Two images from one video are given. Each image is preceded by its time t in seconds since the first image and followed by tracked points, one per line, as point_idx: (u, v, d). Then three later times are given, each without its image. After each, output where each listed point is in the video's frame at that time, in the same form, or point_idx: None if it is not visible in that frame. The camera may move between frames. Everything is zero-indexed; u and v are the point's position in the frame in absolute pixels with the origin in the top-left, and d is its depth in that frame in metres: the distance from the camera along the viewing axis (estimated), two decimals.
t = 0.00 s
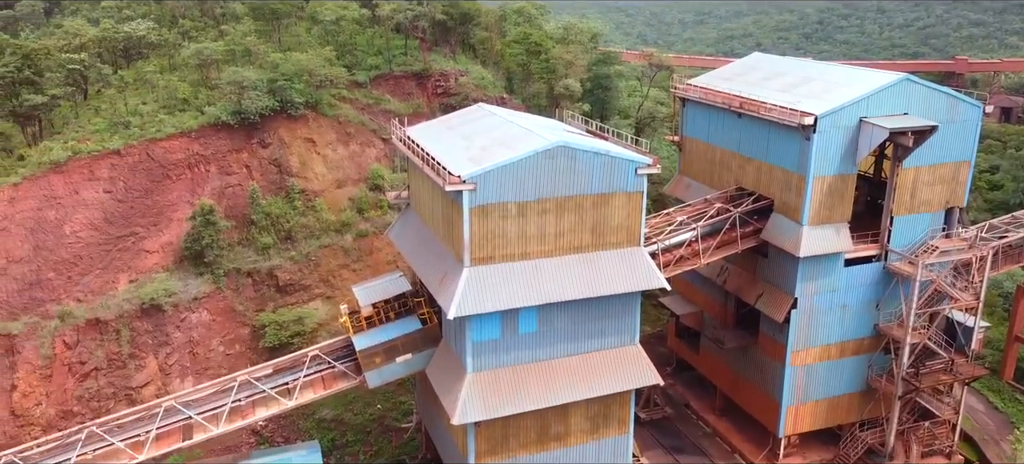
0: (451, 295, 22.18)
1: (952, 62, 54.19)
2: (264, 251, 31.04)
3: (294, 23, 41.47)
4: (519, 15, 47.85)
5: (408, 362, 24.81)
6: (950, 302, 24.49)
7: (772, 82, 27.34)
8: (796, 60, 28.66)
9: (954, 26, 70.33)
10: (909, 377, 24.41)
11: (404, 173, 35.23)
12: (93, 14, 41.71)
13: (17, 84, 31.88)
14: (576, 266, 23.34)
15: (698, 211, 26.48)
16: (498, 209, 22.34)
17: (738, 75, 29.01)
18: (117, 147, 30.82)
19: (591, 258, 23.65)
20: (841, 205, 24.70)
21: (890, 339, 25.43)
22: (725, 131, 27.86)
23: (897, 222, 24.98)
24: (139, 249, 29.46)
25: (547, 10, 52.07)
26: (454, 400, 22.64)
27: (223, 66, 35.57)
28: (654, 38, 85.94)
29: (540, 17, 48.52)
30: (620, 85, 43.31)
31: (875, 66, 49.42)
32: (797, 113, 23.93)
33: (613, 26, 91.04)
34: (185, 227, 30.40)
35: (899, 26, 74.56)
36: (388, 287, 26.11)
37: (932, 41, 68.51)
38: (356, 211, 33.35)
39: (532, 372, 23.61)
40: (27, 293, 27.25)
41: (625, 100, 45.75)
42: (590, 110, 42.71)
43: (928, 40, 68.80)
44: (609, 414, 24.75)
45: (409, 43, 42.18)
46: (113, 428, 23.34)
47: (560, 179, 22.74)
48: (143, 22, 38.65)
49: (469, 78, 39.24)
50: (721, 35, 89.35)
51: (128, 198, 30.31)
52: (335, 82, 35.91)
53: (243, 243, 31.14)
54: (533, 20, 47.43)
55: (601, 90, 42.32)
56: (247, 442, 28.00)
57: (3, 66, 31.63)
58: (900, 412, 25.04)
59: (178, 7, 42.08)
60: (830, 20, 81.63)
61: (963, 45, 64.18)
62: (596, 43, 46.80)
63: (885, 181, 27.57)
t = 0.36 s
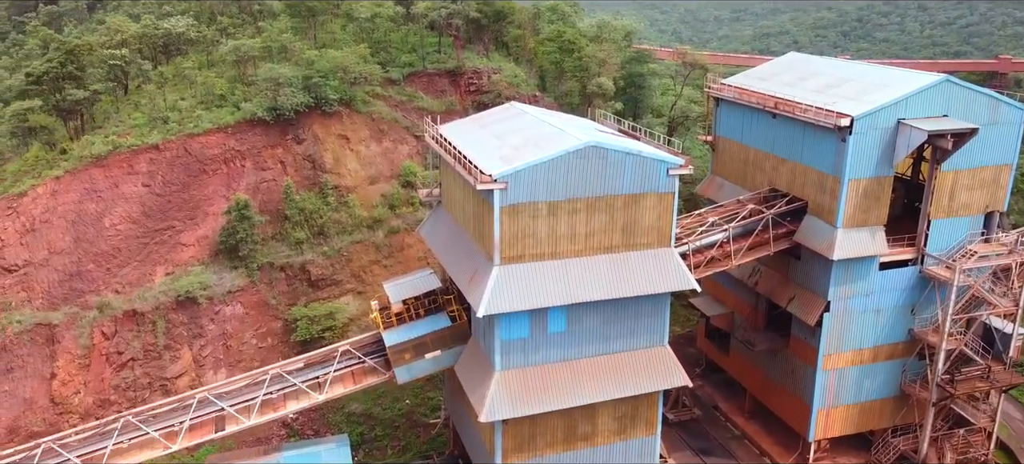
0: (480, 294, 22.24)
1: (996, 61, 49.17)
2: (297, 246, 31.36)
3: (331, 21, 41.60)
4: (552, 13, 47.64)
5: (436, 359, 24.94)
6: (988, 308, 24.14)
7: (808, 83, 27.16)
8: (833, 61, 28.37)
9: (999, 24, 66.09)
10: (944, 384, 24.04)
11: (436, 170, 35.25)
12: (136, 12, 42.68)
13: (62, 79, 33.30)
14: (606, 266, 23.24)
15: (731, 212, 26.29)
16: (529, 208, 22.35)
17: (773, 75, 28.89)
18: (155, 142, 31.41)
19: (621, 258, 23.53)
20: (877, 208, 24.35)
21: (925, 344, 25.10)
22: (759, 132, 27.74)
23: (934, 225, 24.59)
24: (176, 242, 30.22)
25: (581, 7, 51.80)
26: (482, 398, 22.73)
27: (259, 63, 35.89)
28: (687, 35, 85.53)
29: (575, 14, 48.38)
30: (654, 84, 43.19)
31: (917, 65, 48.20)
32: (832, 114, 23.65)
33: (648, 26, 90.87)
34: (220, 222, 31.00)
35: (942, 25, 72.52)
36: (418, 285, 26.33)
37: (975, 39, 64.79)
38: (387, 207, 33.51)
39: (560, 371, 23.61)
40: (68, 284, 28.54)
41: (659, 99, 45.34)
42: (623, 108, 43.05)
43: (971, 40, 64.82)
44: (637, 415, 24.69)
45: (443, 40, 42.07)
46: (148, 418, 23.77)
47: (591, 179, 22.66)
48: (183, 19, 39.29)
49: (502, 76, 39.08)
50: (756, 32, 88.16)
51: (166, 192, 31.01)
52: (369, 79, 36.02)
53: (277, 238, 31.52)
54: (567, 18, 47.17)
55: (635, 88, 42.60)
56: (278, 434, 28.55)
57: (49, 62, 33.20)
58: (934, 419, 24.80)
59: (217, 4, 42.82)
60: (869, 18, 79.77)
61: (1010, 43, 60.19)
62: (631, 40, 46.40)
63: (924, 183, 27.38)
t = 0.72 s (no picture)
0: (498, 286, 22.26)
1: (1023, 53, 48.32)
2: (316, 237, 31.56)
3: (350, 12, 41.60)
4: (571, 4, 47.35)
5: (454, 351, 25.18)
6: (1010, 304, 23.87)
7: (829, 76, 26.97)
8: (856, 53, 28.07)
9: None
10: (965, 380, 23.90)
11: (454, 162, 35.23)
12: (158, 4, 43.08)
13: (84, 71, 33.48)
14: (623, 260, 23.13)
15: (750, 206, 26.11)
16: (547, 201, 22.31)
17: (794, 68, 28.75)
18: (177, 132, 31.61)
19: (639, 252, 23.40)
20: (899, 203, 24.10)
21: (945, 340, 24.90)
22: (779, 125, 27.60)
23: (956, 221, 24.33)
24: (197, 232, 30.60)
25: None
26: (499, 389, 22.78)
27: (279, 54, 35.98)
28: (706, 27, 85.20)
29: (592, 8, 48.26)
30: (674, 76, 43.28)
31: (942, 56, 47.35)
32: (854, 108, 23.44)
33: (668, 18, 90.53)
34: (240, 212, 31.33)
35: (969, 16, 71.10)
36: (436, 277, 26.25)
37: (999, 31, 62.64)
38: (405, 199, 33.52)
39: (577, 364, 23.60)
40: (91, 272, 29.01)
41: (679, 91, 45.10)
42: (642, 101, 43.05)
43: (996, 31, 63.57)
44: (654, 408, 24.69)
45: (461, 31, 41.55)
46: (169, 406, 24.08)
47: (609, 172, 22.55)
48: (203, 11, 39.47)
49: (520, 68, 38.80)
50: (777, 23, 87.11)
51: (187, 182, 31.27)
52: (388, 71, 35.99)
53: (296, 229, 31.77)
54: (587, 11, 46.88)
55: (653, 80, 42.65)
56: (297, 422, 28.95)
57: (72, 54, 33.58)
58: (954, 415, 24.69)
59: None
60: (893, 9, 78.34)
61: None
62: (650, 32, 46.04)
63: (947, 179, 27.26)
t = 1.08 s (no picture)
0: (521, 267, 22.20)
1: None
2: (340, 215, 31.73)
3: None
4: None
5: (476, 330, 25.31)
6: None
7: (858, 57, 26.54)
8: (887, 34, 27.56)
9: None
10: (991, 367, 23.82)
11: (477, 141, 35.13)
12: None
13: (111, 48, 33.45)
14: (646, 242, 22.89)
15: (775, 189, 25.81)
16: (570, 183, 22.09)
17: (822, 49, 28.33)
18: (203, 110, 31.74)
19: (662, 234, 23.13)
20: (928, 186, 23.72)
21: (972, 326, 24.66)
22: (807, 107, 27.25)
23: (986, 206, 23.96)
24: (223, 210, 30.95)
25: None
26: (521, 369, 22.85)
27: (303, 32, 35.95)
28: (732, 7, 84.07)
29: None
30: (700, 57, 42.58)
31: (977, 36, 46.18)
32: (883, 90, 23.05)
33: None
34: (265, 190, 31.59)
35: None
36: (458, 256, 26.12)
37: None
38: (429, 178, 33.51)
39: (599, 344, 23.54)
40: (119, 248, 29.54)
41: (704, 71, 44.60)
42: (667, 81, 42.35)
43: None
44: (674, 390, 24.52)
45: (485, 10, 40.84)
46: (196, 381, 24.51)
47: (634, 154, 22.25)
48: None
49: (545, 47, 38.53)
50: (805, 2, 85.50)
51: (213, 159, 31.51)
52: (412, 49, 35.84)
53: (321, 207, 31.96)
54: None
55: (679, 60, 41.75)
56: (320, 398, 29.44)
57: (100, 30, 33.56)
58: (979, 402, 24.71)
59: None
60: None
61: None
62: (676, 11, 45.45)
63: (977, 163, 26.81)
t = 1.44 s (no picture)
0: (542, 251, 22.08)
1: None
2: (363, 197, 31.89)
3: None
4: None
5: (496, 313, 25.37)
6: None
7: (887, 42, 26.07)
8: (918, 18, 27.00)
9: None
10: (1017, 357, 23.61)
11: (500, 124, 34.99)
12: None
13: (138, 29, 34.03)
14: (668, 228, 22.61)
15: (800, 174, 25.45)
16: (592, 168, 21.84)
17: (851, 33, 27.85)
18: (227, 92, 31.85)
19: (684, 221, 22.83)
20: (957, 174, 23.33)
21: (998, 316, 24.39)
22: (834, 92, 26.84)
23: (1017, 194, 23.47)
24: (248, 191, 31.24)
25: None
26: (541, 353, 22.86)
27: (327, 14, 35.95)
28: None
29: None
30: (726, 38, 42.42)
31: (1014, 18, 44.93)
32: (912, 76, 22.63)
33: None
34: (289, 171, 31.79)
35: None
36: (479, 240, 25.96)
37: None
38: (451, 160, 33.49)
39: (619, 329, 23.43)
40: (146, 228, 29.98)
41: (730, 54, 43.98)
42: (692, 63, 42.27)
43: None
44: (694, 377, 24.35)
45: None
46: (221, 360, 24.86)
47: (657, 140, 21.93)
48: None
49: (568, 28, 38.18)
50: None
51: (237, 140, 31.71)
52: (435, 31, 35.69)
53: (343, 189, 32.13)
54: None
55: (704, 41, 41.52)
56: (342, 379, 29.89)
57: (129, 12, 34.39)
58: (1004, 393, 24.59)
59: None
60: None
61: None
62: None
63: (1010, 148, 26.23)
